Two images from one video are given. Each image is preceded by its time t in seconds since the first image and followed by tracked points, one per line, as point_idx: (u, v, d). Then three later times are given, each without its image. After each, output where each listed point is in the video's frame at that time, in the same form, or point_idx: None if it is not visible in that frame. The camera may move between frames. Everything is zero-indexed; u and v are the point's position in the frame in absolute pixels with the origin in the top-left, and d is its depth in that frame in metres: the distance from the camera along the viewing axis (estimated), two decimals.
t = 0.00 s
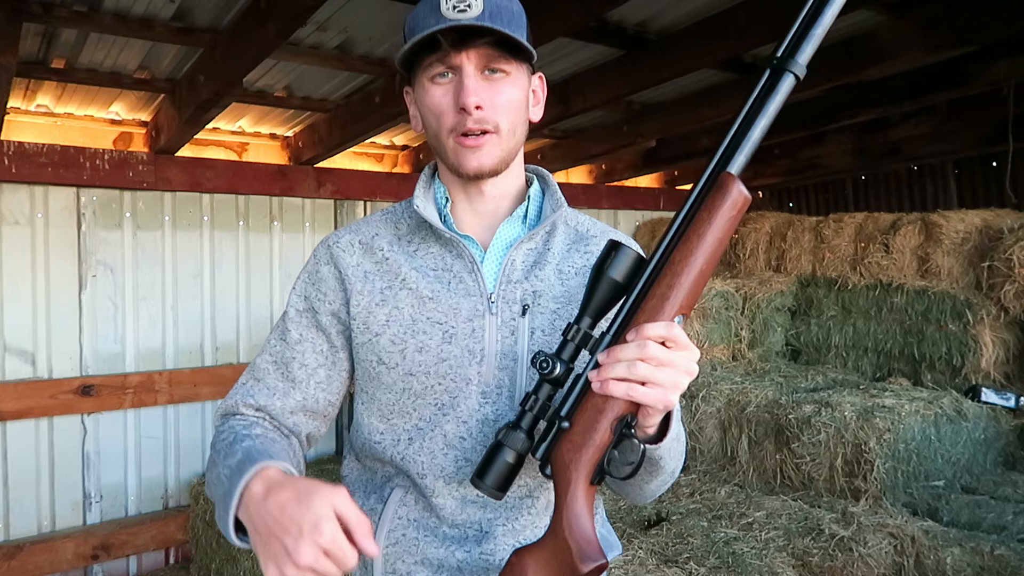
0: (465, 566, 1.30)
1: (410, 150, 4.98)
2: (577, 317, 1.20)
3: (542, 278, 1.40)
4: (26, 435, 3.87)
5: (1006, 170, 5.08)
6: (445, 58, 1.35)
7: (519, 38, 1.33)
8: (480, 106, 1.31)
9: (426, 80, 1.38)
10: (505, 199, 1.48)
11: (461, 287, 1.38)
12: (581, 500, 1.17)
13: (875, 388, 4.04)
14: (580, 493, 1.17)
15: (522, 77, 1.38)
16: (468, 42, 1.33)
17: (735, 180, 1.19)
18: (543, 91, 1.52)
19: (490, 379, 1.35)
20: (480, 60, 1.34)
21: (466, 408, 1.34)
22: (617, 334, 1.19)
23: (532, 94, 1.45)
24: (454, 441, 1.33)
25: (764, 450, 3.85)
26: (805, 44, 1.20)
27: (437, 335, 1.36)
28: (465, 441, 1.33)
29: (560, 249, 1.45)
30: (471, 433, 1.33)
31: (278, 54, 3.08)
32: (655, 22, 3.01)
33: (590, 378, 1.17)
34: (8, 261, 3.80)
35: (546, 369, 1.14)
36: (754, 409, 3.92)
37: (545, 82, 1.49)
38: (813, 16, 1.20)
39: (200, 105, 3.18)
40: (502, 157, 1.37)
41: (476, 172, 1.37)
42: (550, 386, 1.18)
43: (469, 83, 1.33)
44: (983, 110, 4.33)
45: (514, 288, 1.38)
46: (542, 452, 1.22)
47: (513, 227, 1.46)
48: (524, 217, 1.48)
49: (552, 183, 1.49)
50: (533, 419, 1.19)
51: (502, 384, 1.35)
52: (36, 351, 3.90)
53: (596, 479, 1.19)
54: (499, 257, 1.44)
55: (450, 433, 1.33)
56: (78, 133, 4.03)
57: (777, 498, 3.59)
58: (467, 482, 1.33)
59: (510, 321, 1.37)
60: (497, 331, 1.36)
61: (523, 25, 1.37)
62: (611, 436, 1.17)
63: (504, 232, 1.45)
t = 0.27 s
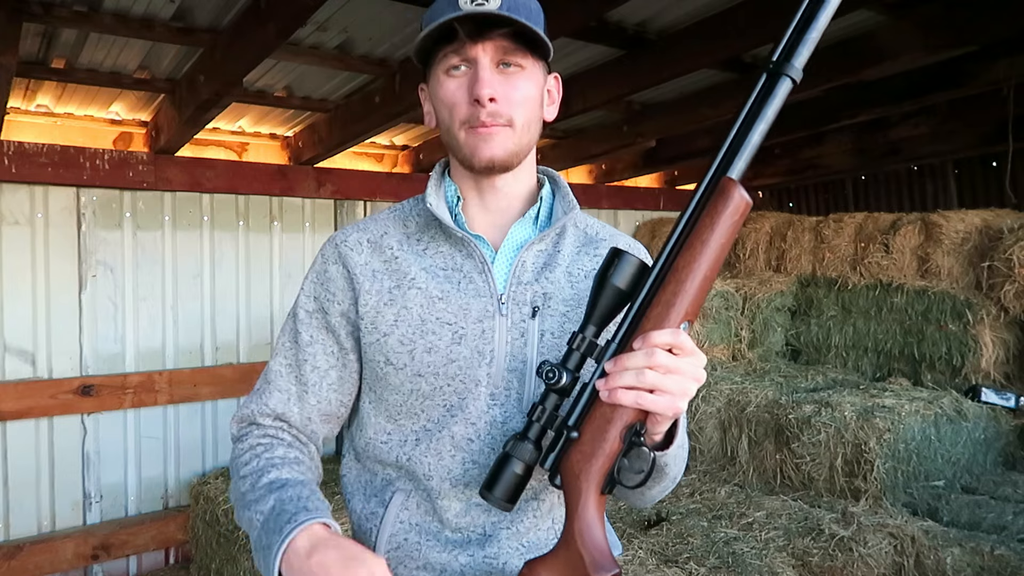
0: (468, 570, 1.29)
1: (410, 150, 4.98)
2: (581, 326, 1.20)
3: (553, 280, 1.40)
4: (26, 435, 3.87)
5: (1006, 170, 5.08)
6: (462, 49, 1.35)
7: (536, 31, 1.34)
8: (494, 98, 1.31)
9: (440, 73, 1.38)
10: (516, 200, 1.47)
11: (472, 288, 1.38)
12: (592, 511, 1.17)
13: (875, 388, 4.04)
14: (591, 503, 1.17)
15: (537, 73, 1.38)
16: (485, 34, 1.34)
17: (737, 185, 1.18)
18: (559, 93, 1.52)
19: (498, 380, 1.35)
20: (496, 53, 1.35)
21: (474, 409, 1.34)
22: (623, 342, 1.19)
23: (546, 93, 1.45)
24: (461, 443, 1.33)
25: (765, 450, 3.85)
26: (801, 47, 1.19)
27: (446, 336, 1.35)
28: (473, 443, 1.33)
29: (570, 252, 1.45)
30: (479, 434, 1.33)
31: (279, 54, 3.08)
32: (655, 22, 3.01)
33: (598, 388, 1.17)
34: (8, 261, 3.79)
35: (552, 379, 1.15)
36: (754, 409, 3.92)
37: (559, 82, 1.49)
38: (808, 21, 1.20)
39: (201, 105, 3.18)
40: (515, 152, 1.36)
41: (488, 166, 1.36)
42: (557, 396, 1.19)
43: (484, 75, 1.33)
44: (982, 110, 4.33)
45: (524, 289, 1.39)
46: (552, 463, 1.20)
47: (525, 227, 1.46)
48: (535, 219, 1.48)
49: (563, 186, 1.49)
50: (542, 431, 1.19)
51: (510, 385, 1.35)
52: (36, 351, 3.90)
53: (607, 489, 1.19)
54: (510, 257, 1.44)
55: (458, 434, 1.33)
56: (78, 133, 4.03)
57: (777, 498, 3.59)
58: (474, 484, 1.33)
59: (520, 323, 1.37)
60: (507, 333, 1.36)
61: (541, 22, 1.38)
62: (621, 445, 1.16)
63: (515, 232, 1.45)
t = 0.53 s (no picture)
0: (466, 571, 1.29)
1: (410, 151, 4.98)
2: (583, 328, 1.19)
3: (551, 279, 1.39)
4: (26, 435, 3.87)
5: (1006, 170, 5.08)
6: (448, 51, 1.36)
7: (521, 30, 1.33)
8: (479, 99, 1.31)
9: (429, 75, 1.39)
10: (512, 199, 1.47)
11: (468, 289, 1.38)
12: (592, 515, 1.16)
13: (875, 388, 4.04)
14: (590, 508, 1.16)
15: (526, 72, 1.37)
16: (470, 36, 1.34)
17: (743, 190, 1.19)
18: (554, 87, 1.49)
19: (495, 380, 1.34)
20: (483, 54, 1.35)
21: (471, 409, 1.33)
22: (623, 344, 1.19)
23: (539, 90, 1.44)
24: (459, 443, 1.33)
25: (764, 450, 3.84)
26: (810, 52, 1.20)
27: (443, 337, 1.35)
28: (470, 444, 1.33)
29: (568, 251, 1.45)
30: (476, 435, 1.33)
31: (278, 54, 3.08)
32: (655, 22, 3.01)
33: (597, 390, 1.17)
34: (8, 262, 3.80)
35: (554, 381, 1.14)
36: (754, 409, 3.91)
37: (554, 78, 1.47)
38: (818, 25, 1.21)
39: (201, 105, 3.18)
40: (502, 152, 1.36)
41: (476, 166, 1.36)
42: (557, 397, 1.17)
43: (469, 77, 1.34)
44: (983, 110, 4.33)
45: (521, 289, 1.38)
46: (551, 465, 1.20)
47: (521, 226, 1.46)
48: (532, 217, 1.47)
49: (560, 184, 1.49)
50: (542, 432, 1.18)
51: (508, 385, 1.35)
52: (36, 351, 3.90)
53: (606, 493, 1.18)
54: (506, 257, 1.44)
55: (456, 434, 1.33)
56: (78, 133, 4.03)
57: (777, 498, 3.59)
58: (472, 485, 1.33)
59: (517, 323, 1.36)
60: (504, 332, 1.35)
61: (529, 21, 1.36)
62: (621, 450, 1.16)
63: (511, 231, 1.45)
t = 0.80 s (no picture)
0: (495, 561, 1.31)
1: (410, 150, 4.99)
2: (460, 249, 1.18)
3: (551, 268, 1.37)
4: (25, 435, 3.86)
5: (1006, 170, 5.09)
6: (428, 95, 1.37)
7: (492, 62, 1.33)
8: (466, 134, 1.32)
9: (416, 117, 1.40)
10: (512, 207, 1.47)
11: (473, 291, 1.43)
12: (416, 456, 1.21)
13: (875, 388, 4.04)
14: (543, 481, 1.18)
15: (503, 96, 1.37)
16: (445, 76, 1.34)
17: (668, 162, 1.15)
18: (530, 102, 1.51)
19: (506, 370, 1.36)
20: (461, 89, 1.35)
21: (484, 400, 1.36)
22: (495, 278, 1.16)
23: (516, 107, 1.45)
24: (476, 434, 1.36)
25: (764, 450, 3.83)
26: (792, 33, 1.13)
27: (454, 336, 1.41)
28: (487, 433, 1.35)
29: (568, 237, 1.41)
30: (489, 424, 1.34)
31: (278, 54, 3.08)
32: (655, 22, 3.01)
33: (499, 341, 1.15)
34: (8, 262, 3.80)
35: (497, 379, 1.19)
36: (754, 409, 3.91)
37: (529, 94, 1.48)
38: (809, 8, 1.13)
39: (200, 105, 3.18)
40: (498, 177, 1.36)
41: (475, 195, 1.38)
42: (402, 312, 1.16)
43: (452, 114, 1.34)
44: (983, 110, 4.33)
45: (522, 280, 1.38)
46: (382, 379, 1.20)
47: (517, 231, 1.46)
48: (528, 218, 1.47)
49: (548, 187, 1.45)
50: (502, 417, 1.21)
51: (519, 373, 1.35)
52: (36, 351, 3.89)
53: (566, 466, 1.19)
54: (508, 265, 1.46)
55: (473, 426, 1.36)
56: (78, 133, 4.03)
57: (777, 498, 3.59)
58: (495, 478, 1.34)
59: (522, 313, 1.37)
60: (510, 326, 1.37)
61: (497, 48, 1.36)
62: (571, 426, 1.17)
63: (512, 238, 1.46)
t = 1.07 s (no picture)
0: (485, 558, 1.31)
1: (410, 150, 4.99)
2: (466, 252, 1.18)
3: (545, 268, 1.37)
4: (25, 435, 3.86)
5: (1006, 170, 5.09)
6: (424, 99, 1.37)
7: (488, 66, 1.33)
8: (463, 138, 1.32)
9: (412, 121, 1.40)
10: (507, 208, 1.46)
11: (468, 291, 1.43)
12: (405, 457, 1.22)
13: (875, 388, 4.04)
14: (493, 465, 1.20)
15: (499, 99, 1.37)
16: (440, 80, 1.34)
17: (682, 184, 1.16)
18: (527, 104, 1.50)
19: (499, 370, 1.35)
20: (457, 93, 1.35)
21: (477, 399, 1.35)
22: (498, 285, 1.17)
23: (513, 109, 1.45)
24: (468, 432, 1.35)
25: (764, 450, 3.83)
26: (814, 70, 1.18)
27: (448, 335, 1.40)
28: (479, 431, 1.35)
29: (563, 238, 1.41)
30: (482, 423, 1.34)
31: (278, 54, 3.08)
32: (655, 22, 3.01)
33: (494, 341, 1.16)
34: (8, 262, 3.80)
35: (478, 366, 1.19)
36: (754, 409, 3.90)
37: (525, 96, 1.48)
38: (836, 44, 1.19)
39: (200, 105, 3.18)
40: (495, 179, 1.37)
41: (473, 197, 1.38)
42: (405, 312, 1.18)
43: (448, 118, 1.34)
44: (983, 110, 4.33)
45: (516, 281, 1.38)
46: (379, 377, 1.20)
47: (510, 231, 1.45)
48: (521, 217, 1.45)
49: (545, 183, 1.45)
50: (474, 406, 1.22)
51: (511, 373, 1.34)
52: (36, 351, 3.90)
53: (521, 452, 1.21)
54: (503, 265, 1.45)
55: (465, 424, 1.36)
56: (78, 133, 4.03)
57: (777, 498, 3.59)
58: (488, 475, 1.34)
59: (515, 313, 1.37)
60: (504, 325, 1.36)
61: (493, 51, 1.35)
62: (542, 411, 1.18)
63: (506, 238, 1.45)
